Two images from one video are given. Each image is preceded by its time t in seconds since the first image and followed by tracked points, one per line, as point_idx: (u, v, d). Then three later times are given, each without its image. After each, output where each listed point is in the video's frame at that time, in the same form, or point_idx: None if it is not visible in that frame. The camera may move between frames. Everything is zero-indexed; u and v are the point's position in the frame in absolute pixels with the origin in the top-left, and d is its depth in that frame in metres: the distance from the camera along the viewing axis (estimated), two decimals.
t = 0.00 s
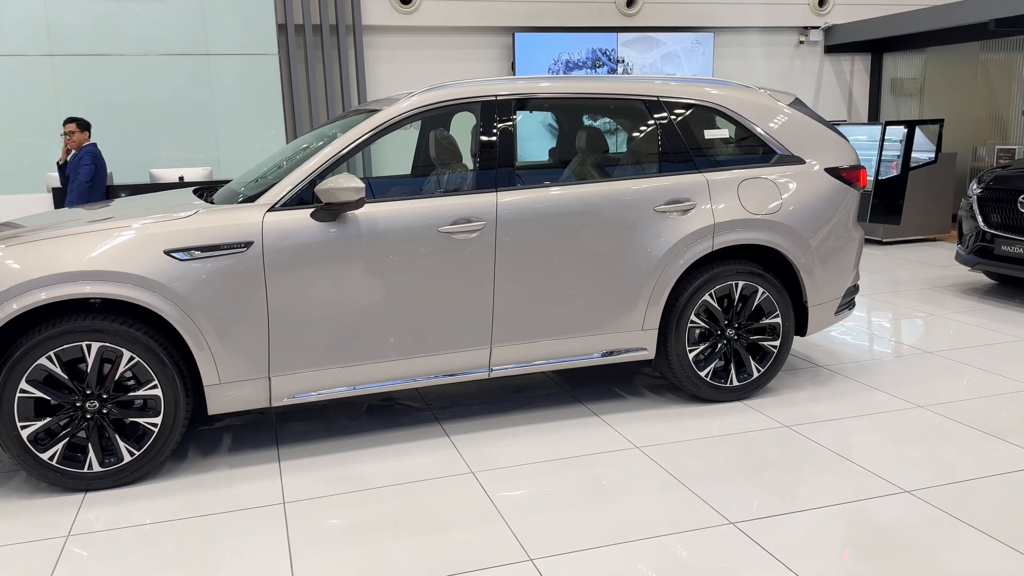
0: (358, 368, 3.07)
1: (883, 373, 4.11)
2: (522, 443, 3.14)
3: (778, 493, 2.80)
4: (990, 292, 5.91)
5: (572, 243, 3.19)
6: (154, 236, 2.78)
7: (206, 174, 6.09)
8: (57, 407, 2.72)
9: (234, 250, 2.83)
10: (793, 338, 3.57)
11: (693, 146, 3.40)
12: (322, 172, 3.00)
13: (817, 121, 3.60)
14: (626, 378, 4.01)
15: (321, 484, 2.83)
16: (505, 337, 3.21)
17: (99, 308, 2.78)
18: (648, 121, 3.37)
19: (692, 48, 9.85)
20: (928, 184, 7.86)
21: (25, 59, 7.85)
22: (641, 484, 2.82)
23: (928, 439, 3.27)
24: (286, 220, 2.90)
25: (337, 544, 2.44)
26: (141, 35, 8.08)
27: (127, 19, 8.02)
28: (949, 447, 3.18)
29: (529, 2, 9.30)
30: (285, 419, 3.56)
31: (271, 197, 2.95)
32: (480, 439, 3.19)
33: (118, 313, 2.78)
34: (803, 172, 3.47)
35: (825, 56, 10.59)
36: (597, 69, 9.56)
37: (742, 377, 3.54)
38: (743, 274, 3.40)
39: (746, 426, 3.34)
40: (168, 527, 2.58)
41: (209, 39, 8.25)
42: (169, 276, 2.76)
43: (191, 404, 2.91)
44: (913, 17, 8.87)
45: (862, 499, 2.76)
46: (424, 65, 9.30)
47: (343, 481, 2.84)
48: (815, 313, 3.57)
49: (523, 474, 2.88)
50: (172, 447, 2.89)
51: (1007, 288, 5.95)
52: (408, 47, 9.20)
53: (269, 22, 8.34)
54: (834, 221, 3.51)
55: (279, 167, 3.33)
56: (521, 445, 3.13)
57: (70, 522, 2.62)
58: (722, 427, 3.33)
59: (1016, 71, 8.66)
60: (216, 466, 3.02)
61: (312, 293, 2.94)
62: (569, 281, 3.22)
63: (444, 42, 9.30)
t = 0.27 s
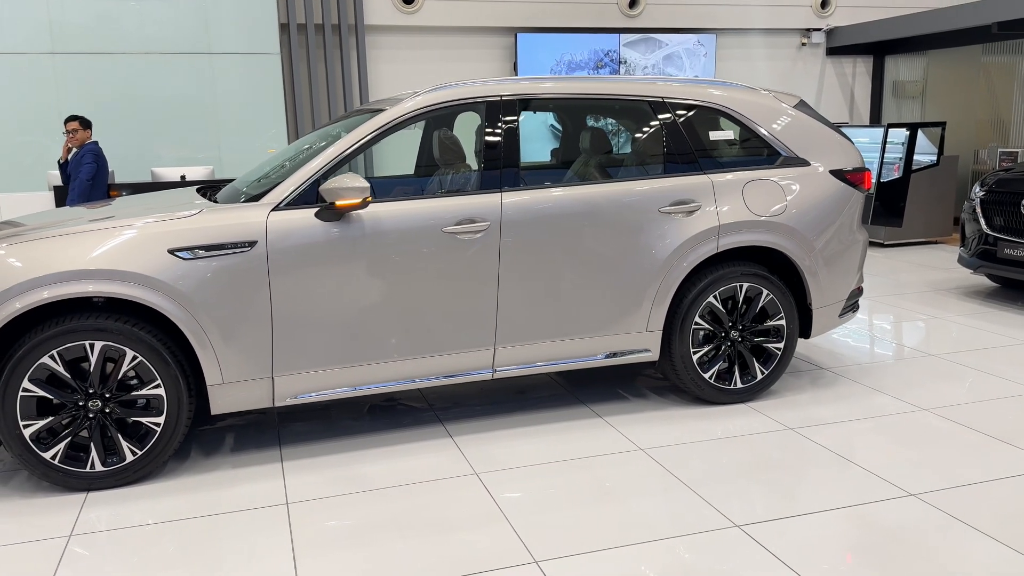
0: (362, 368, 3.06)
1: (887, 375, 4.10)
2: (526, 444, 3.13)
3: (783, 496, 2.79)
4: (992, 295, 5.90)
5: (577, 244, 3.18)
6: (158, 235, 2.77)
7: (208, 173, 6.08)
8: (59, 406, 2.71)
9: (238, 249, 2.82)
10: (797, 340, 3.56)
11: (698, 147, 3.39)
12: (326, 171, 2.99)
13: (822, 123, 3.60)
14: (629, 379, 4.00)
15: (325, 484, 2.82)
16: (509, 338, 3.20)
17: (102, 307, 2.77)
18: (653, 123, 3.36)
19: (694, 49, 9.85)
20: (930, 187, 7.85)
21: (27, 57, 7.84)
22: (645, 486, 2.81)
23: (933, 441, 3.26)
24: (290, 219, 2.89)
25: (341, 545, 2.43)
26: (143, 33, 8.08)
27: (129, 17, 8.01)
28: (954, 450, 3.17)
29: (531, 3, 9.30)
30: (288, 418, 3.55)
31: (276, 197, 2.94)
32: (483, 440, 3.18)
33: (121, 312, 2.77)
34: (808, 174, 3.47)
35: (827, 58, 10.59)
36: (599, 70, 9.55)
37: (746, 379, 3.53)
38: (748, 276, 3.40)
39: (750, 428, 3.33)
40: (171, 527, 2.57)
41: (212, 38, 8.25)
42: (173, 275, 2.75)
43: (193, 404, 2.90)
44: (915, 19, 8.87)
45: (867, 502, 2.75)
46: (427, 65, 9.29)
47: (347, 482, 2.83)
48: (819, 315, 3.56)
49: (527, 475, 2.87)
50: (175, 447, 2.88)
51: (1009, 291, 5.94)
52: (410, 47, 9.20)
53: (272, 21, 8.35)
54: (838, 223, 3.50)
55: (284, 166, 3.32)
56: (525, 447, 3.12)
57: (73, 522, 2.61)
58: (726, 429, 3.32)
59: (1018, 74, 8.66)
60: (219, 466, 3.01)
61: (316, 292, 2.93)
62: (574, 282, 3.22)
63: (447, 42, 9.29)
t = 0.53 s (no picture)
0: (374, 369, 3.05)
1: (899, 380, 4.08)
2: (537, 447, 3.12)
3: (797, 500, 2.77)
4: (1003, 299, 5.87)
5: (590, 245, 3.17)
6: (170, 235, 2.77)
7: (217, 173, 6.09)
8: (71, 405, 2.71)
9: (252, 249, 2.82)
10: (810, 344, 3.54)
11: (711, 149, 3.38)
12: (340, 171, 2.99)
13: (834, 125, 3.58)
14: (639, 382, 3.99)
15: (336, 485, 2.81)
16: (521, 339, 3.19)
17: (114, 306, 2.76)
18: (665, 125, 3.35)
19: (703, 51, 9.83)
20: (940, 190, 7.83)
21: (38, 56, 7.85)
22: (658, 490, 2.80)
23: (948, 446, 3.24)
24: (302, 219, 2.89)
25: (353, 546, 2.42)
26: (153, 33, 8.10)
27: (139, 17, 8.03)
28: (968, 455, 3.15)
29: (540, 4, 9.29)
30: (298, 419, 3.54)
31: (288, 197, 2.94)
32: (494, 442, 3.17)
33: (133, 311, 2.77)
34: (821, 177, 3.45)
35: (836, 61, 10.56)
36: (608, 71, 9.54)
37: (758, 383, 3.51)
38: (760, 279, 3.38)
39: (763, 432, 3.31)
40: (183, 527, 2.56)
41: (222, 37, 8.27)
42: (185, 275, 2.75)
43: (205, 403, 2.90)
44: (926, 22, 8.84)
45: (881, 507, 2.73)
46: (436, 66, 9.29)
47: (358, 483, 2.82)
48: (832, 319, 3.54)
49: (538, 478, 2.86)
50: (186, 446, 2.88)
51: (1020, 295, 5.91)
52: (419, 48, 9.20)
53: (281, 21, 8.37)
54: (852, 226, 3.48)
55: (296, 166, 3.32)
56: (536, 449, 3.10)
57: (84, 521, 2.61)
58: (738, 432, 3.31)
59: None
60: (229, 466, 3.00)
61: (327, 292, 2.92)
62: (586, 284, 3.20)
63: (456, 43, 9.28)
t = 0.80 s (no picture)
0: (389, 368, 3.05)
1: (915, 383, 4.06)
2: (552, 447, 3.12)
3: (814, 503, 2.76)
4: (1019, 303, 5.84)
5: (605, 246, 3.16)
6: (187, 233, 2.79)
7: (231, 172, 6.11)
8: (88, 402, 2.72)
9: (268, 247, 2.83)
10: (825, 346, 3.52)
11: (728, 150, 3.37)
12: (356, 170, 3.00)
13: (851, 127, 3.56)
14: (653, 383, 3.98)
15: (352, 484, 2.81)
16: (535, 339, 3.19)
17: (132, 303, 2.78)
18: (680, 125, 3.35)
19: (715, 53, 9.81)
20: (954, 193, 7.79)
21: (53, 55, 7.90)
22: (674, 491, 2.79)
23: (965, 450, 3.22)
24: (318, 219, 2.89)
25: (368, 545, 2.42)
26: (167, 33, 8.14)
27: (153, 17, 8.08)
28: (985, 459, 3.12)
29: (553, 5, 9.29)
30: (312, 418, 3.55)
31: (305, 196, 2.95)
32: (508, 442, 3.17)
33: (150, 309, 2.78)
34: (838, 179, 3.44)
35: (849, 63, 10.53)
36: (620, 72, 9.53)
37: (773, 385, 3.50)
38: (776, 281, 3.37)
39: (778, 435, 3.30)
40: (199, 524, 2.57)
41: (235, 37, 8.31)
42: (202, 273, 2.76)
43: (220, 401, 2.91)
44: (940, 24, 8.80)
45: (898, 510, 2.71)
46: (448, 66, 9.30)
47: (373, 482, 2.82)
48: (848, 321, 3.53)
49: (553, 478, 2.86)
50: (202, 444, 2.89)
51: None
52: (431, 48, 9.21)
53: (295, 21, 8.41)
54: (868, 228, 3.47)
55: (311, 165, 3.33)
56: (550, 449, 3.10)
57: (101, 517, 2.62)
58: (753, 435, 3.29)
59: None
60: (245, 464, 3.01)
61: (343, 291, 2.93)
62: (601, 284, 3.20)
63: (468, 44, 9.29)
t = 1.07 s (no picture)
0: (414, 365, 3.06)
1: (943, 385, 4.01)
2: (576, 445, 3.11)
3: (842, 504, 2.73)
4: None
5: (631, 244, 3.15)
6: (214, 228, 2.80)
7: (255, 170, 6.16)
8: (117, 395, 2.74)
9: (295, 243, 2.84)
10: (853, 347, 3.49)
11: (755, 148, 3.35)
12: (382, 167, 3.01)
13: (879, 125, 3.52)
14: (677, 383, 3.96)
15: (377, 479, 2.81)
16: (560, 337, 3.18)
17: (160, 298, 2.80)
18: (706, 123, 3.33)
19: (737, 52, 9.76)
20: (980, 195, 7.72)
21: (80, 53, 7.99)
22: (701, 491, 2.77)
23: (996, 452, 3.18)
24: (345, 215, 2.90)
25: (393, 541, 2.42)
26: (192, 32, 8.21)
27: (179, 16, 8.15)
28: (1017, 462, 3.08)
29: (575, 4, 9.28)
30: (336, 413, 3.56)
31: (331, 192, 2.96)
32: (532, 439, 3.16)
33: (178, 303, 2.80)
34: (866, 177, 3.40)
35: (874, 63, 10.43)
36: (642, 71, 9.49)
37: (800, 386, 3.47)
38: (803, 280, 3.34)
39: (805, 436, 3.27)
40: (226, 518, 2.58)
41: (259, 36, 8.37)
42: (229, 269, 2.78)
43: (247, 395, 2.92)
44: (967, 23, 8.70)
45: (928, 512, 2.68)
46: (469, 65, 9.30)
47: (398, 477, 2.83)
48: (875, 322, 3.49)
49: (578, 476, 2.85)
50: (229, 438, 2.90)
51: None
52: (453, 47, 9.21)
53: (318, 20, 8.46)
54: (897, 227, 3.43)
55: (338, 162, 3.35)
56: (575, 448, 3.09)
57: (130, 509, 2.64)
58: (779, 435, 3.26)
59: None
60: (270, 458, 3.02)
61: (369, 287, 2.93)
62: (627, 282, 3.18)
63: (490, 43, 9.29)
